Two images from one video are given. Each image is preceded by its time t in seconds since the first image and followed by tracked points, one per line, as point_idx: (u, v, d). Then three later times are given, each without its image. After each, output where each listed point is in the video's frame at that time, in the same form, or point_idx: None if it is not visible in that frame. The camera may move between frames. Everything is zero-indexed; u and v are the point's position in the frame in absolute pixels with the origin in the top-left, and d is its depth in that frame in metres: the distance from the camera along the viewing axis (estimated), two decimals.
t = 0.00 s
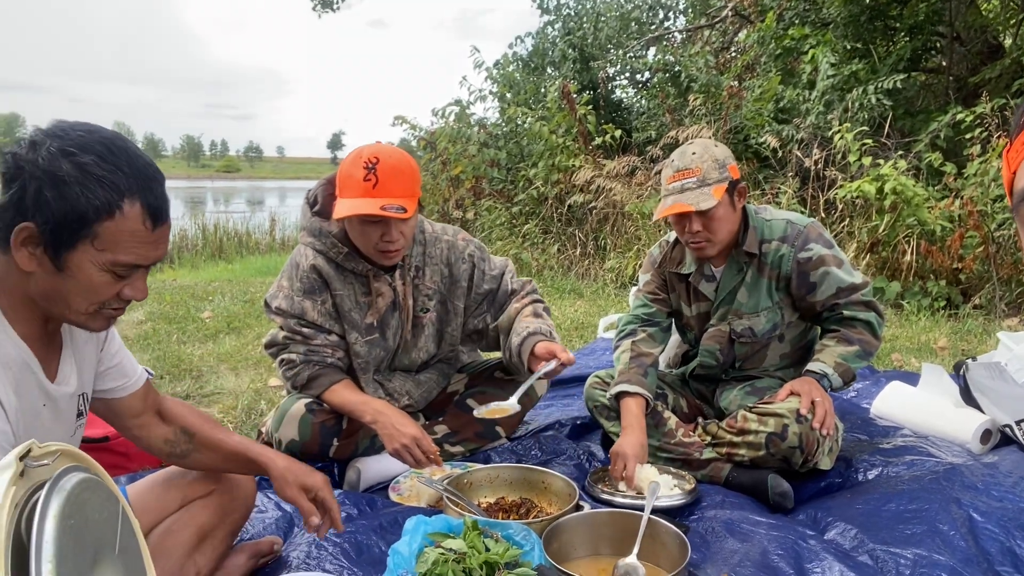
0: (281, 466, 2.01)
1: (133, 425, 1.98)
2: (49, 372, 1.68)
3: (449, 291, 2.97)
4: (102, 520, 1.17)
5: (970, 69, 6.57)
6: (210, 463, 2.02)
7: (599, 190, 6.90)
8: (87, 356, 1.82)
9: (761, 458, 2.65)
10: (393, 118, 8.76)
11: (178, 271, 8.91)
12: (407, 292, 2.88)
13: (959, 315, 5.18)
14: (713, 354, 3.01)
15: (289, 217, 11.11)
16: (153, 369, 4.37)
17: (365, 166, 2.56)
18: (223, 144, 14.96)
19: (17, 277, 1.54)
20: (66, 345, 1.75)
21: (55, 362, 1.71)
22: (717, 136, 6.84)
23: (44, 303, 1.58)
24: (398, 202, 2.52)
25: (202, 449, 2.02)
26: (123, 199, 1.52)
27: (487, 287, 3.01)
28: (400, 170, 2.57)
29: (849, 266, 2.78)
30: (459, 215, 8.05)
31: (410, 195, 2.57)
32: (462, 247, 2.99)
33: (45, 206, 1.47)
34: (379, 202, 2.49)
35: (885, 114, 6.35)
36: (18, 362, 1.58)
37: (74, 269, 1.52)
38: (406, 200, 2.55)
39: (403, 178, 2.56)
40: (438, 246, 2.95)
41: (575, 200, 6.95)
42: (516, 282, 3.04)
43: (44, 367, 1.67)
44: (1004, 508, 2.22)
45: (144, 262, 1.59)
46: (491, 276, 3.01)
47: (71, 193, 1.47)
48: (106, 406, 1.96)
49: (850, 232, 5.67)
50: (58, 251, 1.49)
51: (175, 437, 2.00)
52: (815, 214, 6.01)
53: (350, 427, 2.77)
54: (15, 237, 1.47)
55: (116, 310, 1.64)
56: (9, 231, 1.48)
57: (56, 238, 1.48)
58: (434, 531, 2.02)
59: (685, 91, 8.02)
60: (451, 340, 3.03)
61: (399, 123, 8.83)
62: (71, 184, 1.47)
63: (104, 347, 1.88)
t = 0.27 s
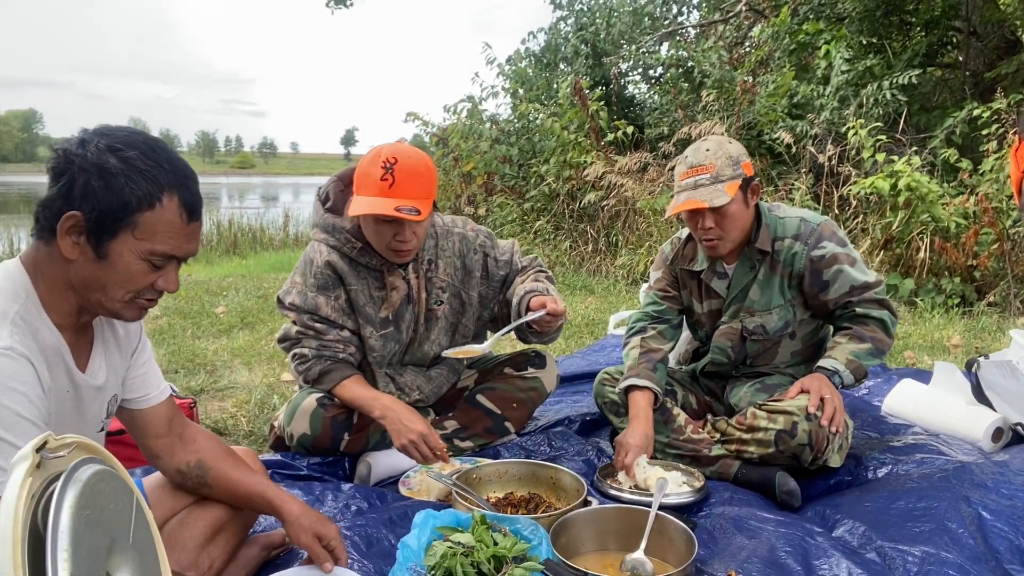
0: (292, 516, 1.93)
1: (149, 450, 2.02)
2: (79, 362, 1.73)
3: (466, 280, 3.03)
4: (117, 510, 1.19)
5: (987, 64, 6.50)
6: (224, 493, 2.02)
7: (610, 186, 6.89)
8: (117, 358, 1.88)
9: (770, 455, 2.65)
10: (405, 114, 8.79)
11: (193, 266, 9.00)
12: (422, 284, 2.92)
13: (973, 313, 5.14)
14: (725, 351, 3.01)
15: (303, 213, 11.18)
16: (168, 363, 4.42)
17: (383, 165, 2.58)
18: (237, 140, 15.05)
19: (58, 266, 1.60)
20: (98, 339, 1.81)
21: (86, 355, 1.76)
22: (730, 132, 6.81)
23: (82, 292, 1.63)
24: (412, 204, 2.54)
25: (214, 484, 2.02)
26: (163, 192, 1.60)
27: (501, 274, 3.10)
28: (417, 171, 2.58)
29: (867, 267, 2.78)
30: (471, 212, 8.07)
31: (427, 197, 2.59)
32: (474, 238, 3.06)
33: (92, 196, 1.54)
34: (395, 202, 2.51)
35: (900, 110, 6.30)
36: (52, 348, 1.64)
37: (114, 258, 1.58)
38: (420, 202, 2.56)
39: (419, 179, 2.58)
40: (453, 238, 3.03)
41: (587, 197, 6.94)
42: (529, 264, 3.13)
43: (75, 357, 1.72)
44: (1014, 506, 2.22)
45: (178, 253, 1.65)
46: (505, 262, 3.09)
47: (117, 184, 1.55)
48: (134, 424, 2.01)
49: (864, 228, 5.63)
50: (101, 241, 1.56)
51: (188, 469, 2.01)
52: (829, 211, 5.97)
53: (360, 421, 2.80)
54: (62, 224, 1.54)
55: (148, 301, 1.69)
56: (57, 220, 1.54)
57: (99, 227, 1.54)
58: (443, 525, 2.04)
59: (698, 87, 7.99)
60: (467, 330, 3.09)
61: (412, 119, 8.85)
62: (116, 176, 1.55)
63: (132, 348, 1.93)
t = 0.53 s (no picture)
0: (308, 509, 1.97)
1: (163, 448, 2.04)
2: (111, 354, 1.77)
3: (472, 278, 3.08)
4: (130, 504, 1.21)
5: (1000, 63, 6.45)
6: (238, 488, 2.05)
7: (619, 185, 6.89)
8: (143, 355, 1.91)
9: (777, 455, 2.65)
10: (415, 113, 8.82)
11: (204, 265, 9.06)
12: (434, 280, 2.99)
13: (984, 313, 5.11)
14: (733, 351, 3.01)
15: (313, 211, 11.23)
16: (178, 361, 4.46)
17: (401, 169, 2.59)
18: (247, 139, 15.13)
19: (95, 261, 1.63)
20: (126, 335, 1.84)
21: (116, 348, 1.79)
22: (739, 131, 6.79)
23: (119, 287, 1.66)
24: (428, 210, 2.56)
25: (228, 480, 2.05)
26: (199, 193, 1.64)
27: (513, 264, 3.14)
28: (435, 177, 2.60)
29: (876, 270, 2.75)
30: (480, 211, 8.09)
31: (443, 203, 2.61)
32: (483, 232, 3.12)
33: (133, 193, 1.58)
34: (412, 207, 2.54)
35: (911, 109, 6.27)
36: (89, 339, 1.65)
37: (150, 253, 1.61)
38: (436, 208, 2.58)
39: (436, 184, 2.59)
40: (464, 234, 3.09)
41: (596, 196, 6.94)
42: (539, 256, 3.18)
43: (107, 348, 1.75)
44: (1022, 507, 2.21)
45: (210, 252, 1.69)
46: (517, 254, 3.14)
47: (158, 183, 1.60)
48: (147, 423, 2.03)
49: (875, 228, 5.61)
50: (139, 236, 1.59)
51: (202, 467, 2.04)
52: (839, 210, 5.96)
53: (370, 419, 2.80)
54: (105, 219, 1.57)
55: (179, 299, 1.72)
56: (99, 215, 1.57)
57: (139, 223, 1.58)
58: (451, 522, 2.06)
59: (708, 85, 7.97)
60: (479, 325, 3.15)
61: (421, 118, 8.88)
62: (158, 175, 1.60)
63: (153, 347, 1.96)
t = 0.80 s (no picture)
0: (316, 505, 1.97)
1: (172, 445, 2.05)
2: (122, 347, 1.79)
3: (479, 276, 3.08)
4: (139, 497, 1.22)
5: (1007, 63, 6.41)
6: (245, 486, 2.05)
7: (625, 186, 6.88)
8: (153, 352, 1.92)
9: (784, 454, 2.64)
10: (420, 114, 8.83)
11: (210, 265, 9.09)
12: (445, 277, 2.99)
13: (991, 314, 5.09)
14: (739, 351, 2.99)
15: (318, 212, 11.26)
16: (185, 360, 4.47)
17: (417, 172, 2.58)
18: (253, 140, 15.17)
19: (113, 255, 1.65)
20: (136, 331, 1.86)
21: (126, 343, 1.81)
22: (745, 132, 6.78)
23: (135, 281, 1.68)
24: (442, 213, 2.56)
25: (236, 478, 2.05)
26: (217, 190, 1.68)
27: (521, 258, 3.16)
28: (450, 180, 2.60)
29: (861, 270, 2.69)
30: (485, 211, 8.10)
31: (458, 206, 2.61)
32: (490, 229, 3.16)
33: (152, 188, 1.61)
34: (426, 211, 2.54)
35: (918, 109, 6.25)
36: (102, 332, 1.66)
37: (168, 247, 1.64)
38: (450, 211, 2.58)
39: (451, 187, 2.60)
40: (473, 230, 3.11)
41: (601, 196, 6.94)
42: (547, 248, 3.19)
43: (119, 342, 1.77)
44: None
45: (227, 247, 1.72)
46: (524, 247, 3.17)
47: (178, 178, 1.63)
48: (155, 420, 2.04)
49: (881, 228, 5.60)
50: (158, 230, 1.62)
51: (210, 464, 2.04)
52: (845, 211, 5.95)
53: (375, 417, 2.81)
54: (125, 213, 1.59)
55: (194, 293, 1.75)
56: (119, 208, 1.60)
57: (159, 217, 1.61)
58: (457, 520, 2.06)
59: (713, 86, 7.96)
60: (488, 319, 3.18)
61: (426, 119, 8.89)
62: (178, 171, 1.64)
63: (162, 342, 1.97)
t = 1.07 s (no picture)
0: (313, 512, 1.96)
1: (169, 450, 2.04)
2: (115, 352, 1.79)
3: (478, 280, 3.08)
4: (134, 503, 1.21)
5: (1006, 67, 6.40)
6: (242, 492, 2.05)
7: (625, 189, 6.88)
8: (148, 357, 1.92)
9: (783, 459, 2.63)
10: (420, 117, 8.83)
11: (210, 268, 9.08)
12: (448, 280, 2.99)
13: (991, 318, 5.09)
14: (738, 355, 2.99)
15: (318, 215, 11.27)
16: (183, 363, 4.46)
17: (420, 180, 2.57)
18: (253, 144, 15.17)
19: (106, 259, 1.65)
20: (130, 336, 1.86)
21: (120, 348, 1.81)
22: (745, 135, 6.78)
23: (129, 284, 1.67)
24: (444, 222, 2.55)
25: (232, 484, 2.04)
26: (209, 193, 1.67)
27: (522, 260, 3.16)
28: (454, 190, 2.59)
29: (858, 278, 2.68)
30: (485, 215, 8.09)
31: (460, 215, 2.60)
32: (491, 232, 3.15)
33: (144, 191, 1.60)
34: (428, 221, 2.53)
35: (918, 113, 6.25)
36: (96, 337, 1.66)
37: (161, 251, 1.63)
38: (452, 221, 2.57)
39: (455, 197, 2.59)
40: (474, 233, 3.10)
41: (601, 200, 6.94)
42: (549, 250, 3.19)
43: (112, 346, 1.77)
44: None
45: (221, 250, 1.71)
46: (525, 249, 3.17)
47: (170, 182, 1.62)
48: (152, 425, 2.03)
49: (881, 232, 5.59)
50: (151, 234, 1.61)
51: (207, 470, 2.04)
52: (844, 214, 5.96)
53: (373, 421, 2.80)
54: (118, 217, 1.59)
55: (189, 296, 1.74)
56: (112, 213, 1.60)
57: (151, 220, 1.60)
58: (455, 525, 2.05)
59: (713, 90, 7.96)
60: (488, 322, 3.18)
61: (426, 122, 8.90)
62: (171, 175, 1.63)
63: (157, 347, 1.97)
